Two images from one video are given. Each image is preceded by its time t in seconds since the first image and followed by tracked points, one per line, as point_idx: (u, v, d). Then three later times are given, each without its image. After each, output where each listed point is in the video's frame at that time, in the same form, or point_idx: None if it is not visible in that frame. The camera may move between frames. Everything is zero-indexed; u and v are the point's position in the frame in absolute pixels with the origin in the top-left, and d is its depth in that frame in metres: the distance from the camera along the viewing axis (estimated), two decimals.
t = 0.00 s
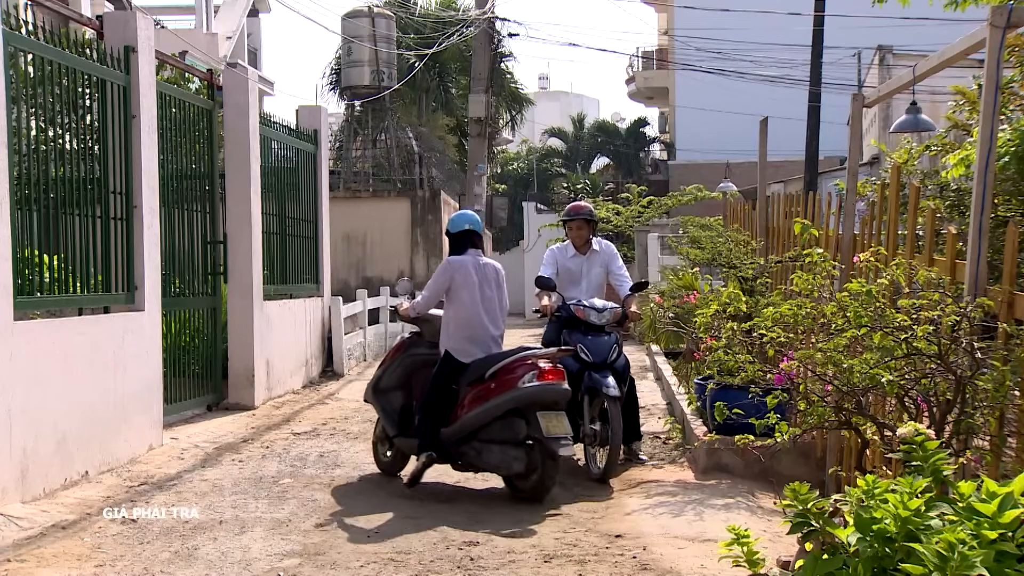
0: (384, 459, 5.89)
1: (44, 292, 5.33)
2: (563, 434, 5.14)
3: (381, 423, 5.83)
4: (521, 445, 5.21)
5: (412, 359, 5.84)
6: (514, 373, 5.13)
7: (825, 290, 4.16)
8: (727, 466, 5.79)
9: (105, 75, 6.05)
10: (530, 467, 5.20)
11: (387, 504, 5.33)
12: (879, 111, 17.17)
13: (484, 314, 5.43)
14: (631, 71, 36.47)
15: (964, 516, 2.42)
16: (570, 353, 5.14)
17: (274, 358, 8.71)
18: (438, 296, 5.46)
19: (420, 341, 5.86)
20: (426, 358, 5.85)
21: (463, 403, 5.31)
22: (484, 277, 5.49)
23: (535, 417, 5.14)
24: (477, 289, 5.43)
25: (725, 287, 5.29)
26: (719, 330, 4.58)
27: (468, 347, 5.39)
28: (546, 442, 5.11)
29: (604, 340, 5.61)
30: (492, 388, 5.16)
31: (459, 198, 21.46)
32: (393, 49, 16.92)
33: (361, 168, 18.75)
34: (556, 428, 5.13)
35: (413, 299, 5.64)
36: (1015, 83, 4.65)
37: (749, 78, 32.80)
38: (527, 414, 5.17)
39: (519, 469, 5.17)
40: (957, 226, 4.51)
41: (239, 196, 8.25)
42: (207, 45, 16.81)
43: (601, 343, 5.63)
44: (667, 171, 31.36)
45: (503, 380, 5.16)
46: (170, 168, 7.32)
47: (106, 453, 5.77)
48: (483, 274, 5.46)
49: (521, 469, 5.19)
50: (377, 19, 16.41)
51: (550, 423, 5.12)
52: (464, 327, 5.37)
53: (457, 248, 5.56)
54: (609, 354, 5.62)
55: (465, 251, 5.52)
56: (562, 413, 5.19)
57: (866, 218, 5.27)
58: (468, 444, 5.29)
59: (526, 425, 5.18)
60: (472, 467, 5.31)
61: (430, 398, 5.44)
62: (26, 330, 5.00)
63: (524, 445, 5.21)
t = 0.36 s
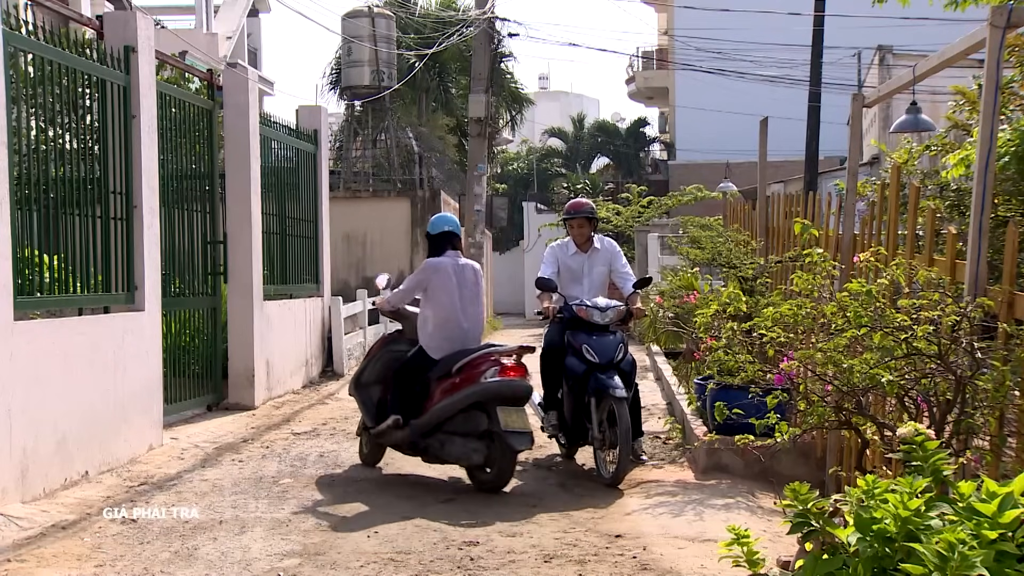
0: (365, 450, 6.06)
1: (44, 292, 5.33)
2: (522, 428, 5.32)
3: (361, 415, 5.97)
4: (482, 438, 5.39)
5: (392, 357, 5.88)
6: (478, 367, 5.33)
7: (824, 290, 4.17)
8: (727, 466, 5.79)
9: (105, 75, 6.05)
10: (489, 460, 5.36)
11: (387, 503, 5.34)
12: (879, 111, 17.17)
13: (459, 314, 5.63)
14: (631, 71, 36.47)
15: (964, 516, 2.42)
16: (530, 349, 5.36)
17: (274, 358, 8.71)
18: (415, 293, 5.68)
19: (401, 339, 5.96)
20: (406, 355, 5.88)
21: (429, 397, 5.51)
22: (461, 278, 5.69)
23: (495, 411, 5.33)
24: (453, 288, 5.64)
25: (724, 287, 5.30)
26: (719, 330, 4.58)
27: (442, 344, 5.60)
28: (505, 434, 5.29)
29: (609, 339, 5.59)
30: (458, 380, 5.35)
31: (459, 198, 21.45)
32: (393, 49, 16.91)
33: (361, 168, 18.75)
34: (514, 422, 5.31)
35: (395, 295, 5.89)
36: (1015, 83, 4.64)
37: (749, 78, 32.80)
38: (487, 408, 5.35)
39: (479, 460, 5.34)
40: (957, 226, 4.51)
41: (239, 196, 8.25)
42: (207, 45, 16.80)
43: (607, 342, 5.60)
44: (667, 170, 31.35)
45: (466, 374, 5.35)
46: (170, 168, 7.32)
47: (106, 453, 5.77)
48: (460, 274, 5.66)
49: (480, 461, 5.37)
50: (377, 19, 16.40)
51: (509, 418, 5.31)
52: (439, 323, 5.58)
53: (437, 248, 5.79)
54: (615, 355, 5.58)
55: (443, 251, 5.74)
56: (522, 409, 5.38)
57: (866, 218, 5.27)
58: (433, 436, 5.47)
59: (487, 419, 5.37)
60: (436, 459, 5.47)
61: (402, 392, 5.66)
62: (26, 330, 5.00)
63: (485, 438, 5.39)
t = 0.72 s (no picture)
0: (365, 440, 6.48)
1: (44, 292, 5.33)
2: (472, 422, 5.56)
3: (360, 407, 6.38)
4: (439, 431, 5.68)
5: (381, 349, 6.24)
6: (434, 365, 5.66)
7: (825, 290, 4.17)
8: (727, 466, 5.78)
9: (105, 75, 6.05)
10: (445, 452, 5.65)
11: (387, 504, 5.34)
12: (879, 111, 17.17)
13: (433, 312, 6.00)
14: (631, 71, 36.46)
15: (964, 516, 2.42)
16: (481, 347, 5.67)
17: (274, 358, 8.71)
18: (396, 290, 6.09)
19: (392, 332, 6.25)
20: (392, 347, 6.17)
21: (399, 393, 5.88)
22: (439, 278, 6.05)
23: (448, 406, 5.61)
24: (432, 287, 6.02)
25: (725, 287, 5.29)
26: (720, 330, 4.58)
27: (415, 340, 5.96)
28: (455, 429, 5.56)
29: (598, 343, 5.53)
30: (418, 374, 5.69)
31: (459, 198, 21.44)
32: (393, 49, 16.91)
33: (361, 168, 18.74)
34: (465, 416, 5.57)
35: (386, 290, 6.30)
36: (1015, 83, 4.64)
37: (749, 78, 32.80)
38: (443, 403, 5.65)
39: (434, 452, 5.65)
40: (957, 226, 4.51)
41: (239, 196, 8.24)
42: (206, 45, 16.80)
43: (597, 346, 5.54)
44: (667, 171, 31.33)
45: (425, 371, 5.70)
46: (170, 168, 7.32)
47: (106, 453, 5.77)
48: (437, 274, 6.02)
49: (437, 452, 5.66)
50: (377, 19, 16.41)
51: (459, 412, 5.57)
52: (413, 320, 5.96)
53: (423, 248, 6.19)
54: (607, 359, 5.51)
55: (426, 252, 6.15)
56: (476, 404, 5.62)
57: (866, 218, 5.27)
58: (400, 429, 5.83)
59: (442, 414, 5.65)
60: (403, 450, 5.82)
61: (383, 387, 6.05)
62: (26, 330, 5.00)
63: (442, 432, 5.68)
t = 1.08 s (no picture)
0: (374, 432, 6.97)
1: (44, 293, 5.33)
2: (436, 411, 5.97)
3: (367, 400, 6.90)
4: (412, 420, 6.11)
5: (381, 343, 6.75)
6: (406, 360, 6.12)
7: (825, 290, 4.17)
8: (727, 466, 5.78)
9: (105, 75, 6.04)
10: (415, 440, 6.07)
11: (386, 504, 5.34)
12: (879, 111, 17.17)
13: (417, 308, 6.51)
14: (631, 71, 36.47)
15: (964, 516, 2.42)
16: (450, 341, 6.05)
17: (274, 358, 8.71)
18: (384, 291, 6.65)
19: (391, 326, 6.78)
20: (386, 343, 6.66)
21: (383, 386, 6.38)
22: (421, 277, 6.57)
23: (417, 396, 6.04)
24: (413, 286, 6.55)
25: (725, 287, 5.29)
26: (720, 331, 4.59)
27: (399, 333, 6.47)
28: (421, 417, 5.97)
29: (548, 354, 5.16)
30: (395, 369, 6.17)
31: (459, 198, 21.43)
32: (393, 49, 16.92)
33: (361, 168, 18.73)
34: (430, 406, 5.98)
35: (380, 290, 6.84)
36: (1015, 83, 4.63)
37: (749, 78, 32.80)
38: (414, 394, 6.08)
39: (405, 439, 6.08)
40: (957, 226, 4.50)
41: (239, 196, 8.24)
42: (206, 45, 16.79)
43: (549, 357, 5.17)
44: (667, 171, 31.33)
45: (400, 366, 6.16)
46: (170, 168, 7.32)
47: (106, 453, 5.77)
48: (418, 273, 6.54)
49: (409, 440, 6.09)
50: (377, 19, 16.45)
51: (426, 402, 5.98)
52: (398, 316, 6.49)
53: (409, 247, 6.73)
54: (559, 370, 5.13)
55: (411, 251, 6.71)
56: (443, 394, 6.02)
57: (866, 217, 5.27)
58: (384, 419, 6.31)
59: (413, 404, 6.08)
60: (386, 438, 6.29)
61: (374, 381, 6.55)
62: (26, 330, 5.00)
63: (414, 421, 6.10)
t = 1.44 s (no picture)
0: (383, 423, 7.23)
1: (44, 292, 5.33)
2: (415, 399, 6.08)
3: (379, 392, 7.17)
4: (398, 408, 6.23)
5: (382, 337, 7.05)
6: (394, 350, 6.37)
7: (825, 290, 4.17)
8: (727, 466, 5.77)
9: (105, 75, 6.04)
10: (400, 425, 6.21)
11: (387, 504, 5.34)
12: (879, 111, 17.17)
13: (411, 305, 6.77)
14: (631, 71, 36.48)
15: (964, 516, 2.42)
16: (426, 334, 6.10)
17: (274, 358, 8.71)
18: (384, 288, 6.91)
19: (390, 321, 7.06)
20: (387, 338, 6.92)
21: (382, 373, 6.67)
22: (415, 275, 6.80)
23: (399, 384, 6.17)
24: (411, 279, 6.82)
25: (725, 286, 5.28)
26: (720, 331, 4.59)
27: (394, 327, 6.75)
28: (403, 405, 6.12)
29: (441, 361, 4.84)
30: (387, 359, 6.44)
31: (459, 198, 21.43)
32: (393, 49, 16.93)
33: (361, 168, 18.73)
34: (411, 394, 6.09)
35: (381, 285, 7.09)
36: (1015, 83, 4.62)
37: (749, 78, 32.80)
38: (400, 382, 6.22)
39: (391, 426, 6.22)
40: (958, 226, 4.50)
41: (240, 197, 8.23)
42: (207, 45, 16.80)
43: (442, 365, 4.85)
44: (667, 171, 31.32)
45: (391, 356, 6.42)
46: (170, 167, 7.31)
47: (106, 453, 5.77)
48: (413, 271, 6.78)
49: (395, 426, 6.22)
50: (377, 19, 16.45)
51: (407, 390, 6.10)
52: (394, 312, 6.77)
53: (406, 245, 7.08)
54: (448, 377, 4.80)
55: (407, 250, 6.93)
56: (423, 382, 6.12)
57: (866, 217, 5.27)
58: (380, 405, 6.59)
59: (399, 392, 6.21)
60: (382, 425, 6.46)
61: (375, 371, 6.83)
62: (27, 330, 5.00)
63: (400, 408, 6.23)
